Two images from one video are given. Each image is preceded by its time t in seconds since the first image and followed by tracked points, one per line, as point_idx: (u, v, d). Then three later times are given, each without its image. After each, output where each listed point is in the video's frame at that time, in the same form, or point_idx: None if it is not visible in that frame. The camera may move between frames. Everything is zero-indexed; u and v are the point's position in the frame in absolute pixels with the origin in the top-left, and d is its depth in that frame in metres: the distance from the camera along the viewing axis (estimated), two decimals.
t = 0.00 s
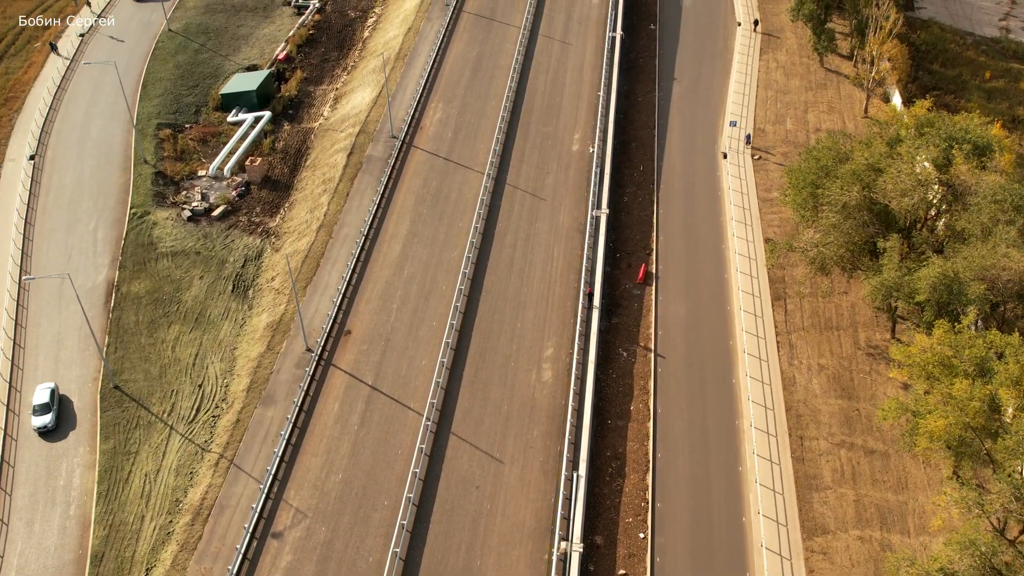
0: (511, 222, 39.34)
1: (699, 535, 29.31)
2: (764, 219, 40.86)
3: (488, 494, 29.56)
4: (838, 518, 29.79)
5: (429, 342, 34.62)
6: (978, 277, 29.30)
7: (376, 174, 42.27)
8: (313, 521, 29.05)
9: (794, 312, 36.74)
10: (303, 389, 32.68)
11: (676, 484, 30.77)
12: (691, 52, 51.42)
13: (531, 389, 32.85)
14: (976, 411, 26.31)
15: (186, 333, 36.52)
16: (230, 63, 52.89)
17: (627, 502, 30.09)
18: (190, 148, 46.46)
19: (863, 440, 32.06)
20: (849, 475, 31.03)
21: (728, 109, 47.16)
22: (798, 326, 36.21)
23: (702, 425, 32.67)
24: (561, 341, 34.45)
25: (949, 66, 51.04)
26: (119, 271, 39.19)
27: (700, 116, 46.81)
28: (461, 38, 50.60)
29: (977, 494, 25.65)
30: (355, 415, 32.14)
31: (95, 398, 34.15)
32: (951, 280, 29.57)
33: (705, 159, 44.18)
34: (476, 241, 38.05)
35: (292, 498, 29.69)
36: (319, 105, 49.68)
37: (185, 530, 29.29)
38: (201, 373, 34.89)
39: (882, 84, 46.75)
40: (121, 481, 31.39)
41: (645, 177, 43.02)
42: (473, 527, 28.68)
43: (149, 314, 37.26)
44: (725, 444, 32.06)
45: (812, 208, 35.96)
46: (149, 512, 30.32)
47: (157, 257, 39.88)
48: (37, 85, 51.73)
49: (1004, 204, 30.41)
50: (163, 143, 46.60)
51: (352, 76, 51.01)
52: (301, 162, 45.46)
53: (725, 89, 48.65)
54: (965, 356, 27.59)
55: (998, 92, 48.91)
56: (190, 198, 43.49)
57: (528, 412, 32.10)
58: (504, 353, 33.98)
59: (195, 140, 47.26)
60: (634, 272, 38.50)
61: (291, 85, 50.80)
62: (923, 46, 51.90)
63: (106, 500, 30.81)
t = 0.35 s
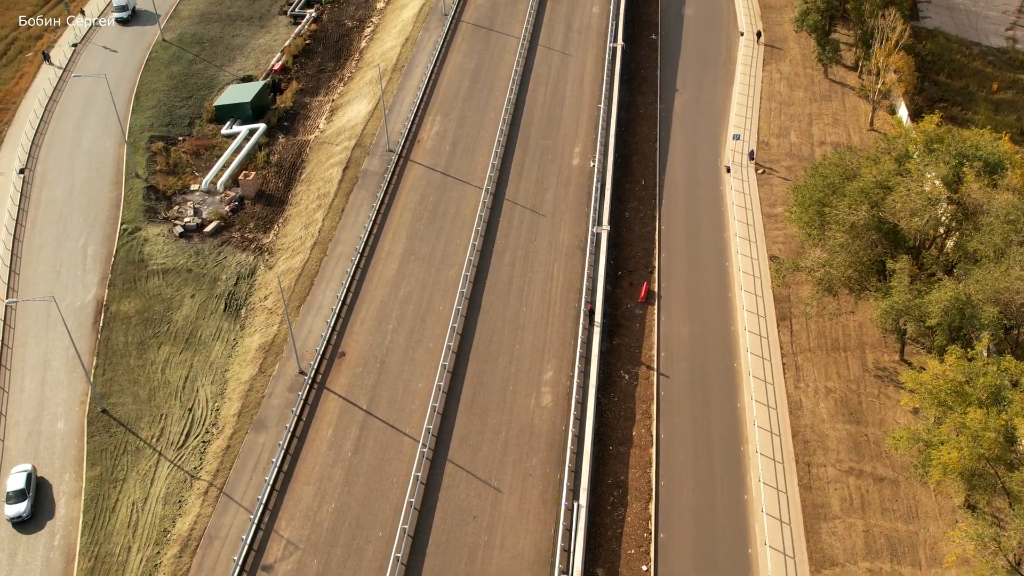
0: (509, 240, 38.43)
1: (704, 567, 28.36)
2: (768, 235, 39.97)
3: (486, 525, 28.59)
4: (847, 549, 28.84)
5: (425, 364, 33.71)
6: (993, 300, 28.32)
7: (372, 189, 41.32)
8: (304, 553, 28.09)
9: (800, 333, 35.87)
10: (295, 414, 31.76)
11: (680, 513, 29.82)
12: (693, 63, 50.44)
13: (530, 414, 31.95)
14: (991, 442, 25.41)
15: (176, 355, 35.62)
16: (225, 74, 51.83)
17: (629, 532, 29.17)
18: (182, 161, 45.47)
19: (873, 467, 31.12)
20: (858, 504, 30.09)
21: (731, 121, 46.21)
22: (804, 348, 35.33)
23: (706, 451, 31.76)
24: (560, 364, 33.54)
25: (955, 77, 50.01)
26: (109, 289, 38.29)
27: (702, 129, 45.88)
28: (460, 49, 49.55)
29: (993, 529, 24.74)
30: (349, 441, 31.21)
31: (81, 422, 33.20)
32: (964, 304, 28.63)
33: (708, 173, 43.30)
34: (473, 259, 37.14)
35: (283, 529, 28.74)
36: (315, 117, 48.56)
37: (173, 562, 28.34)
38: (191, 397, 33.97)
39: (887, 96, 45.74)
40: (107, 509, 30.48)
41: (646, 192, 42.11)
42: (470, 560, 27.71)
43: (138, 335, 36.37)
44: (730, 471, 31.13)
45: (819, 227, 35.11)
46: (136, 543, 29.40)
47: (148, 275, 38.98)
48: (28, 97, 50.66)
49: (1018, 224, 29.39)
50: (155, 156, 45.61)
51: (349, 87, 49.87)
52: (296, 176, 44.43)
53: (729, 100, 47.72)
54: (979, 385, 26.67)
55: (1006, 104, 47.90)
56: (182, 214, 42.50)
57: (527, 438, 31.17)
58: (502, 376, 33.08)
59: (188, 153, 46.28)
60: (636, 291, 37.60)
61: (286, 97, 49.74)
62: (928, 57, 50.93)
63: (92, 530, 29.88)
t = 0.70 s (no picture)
0: (508, 258, 37.49)
1: None
2: (773, 253, 39.08)
3: (483, 558, 27.64)
4: None
5: (421, 388, 32.78)
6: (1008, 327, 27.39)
7: (368, 205, 40.35)
8: None
9: (806, 355, 34.98)
10: (287, 441, 30.82)
11: (684, 544, 28.88)
12: (696, 74, 49.56)
13: (529, 440, 30.99)
14: (1008, 476, 24.54)
15: (166, 378, 34.73)
16: (219, 85, 50.74)
17: (631, 565, 28.23)
18: (175, 176, 44.52)
19: (882, 495, 30.20)
20: (867, 535, 29.15)
21: (734, 135, 45.30)
22: (810, 370, 34.44)
23: (711, 479, 30.83)
24: (560, 389, 32.60)
25: (961, 89, 49.06)
26: (97, 309, 37.38)
27: (705, 142, 44.98)
28: (458, 60, 48.55)
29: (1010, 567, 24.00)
30: (342, 469, 30.26)
31: (67, 448, 32.27)
32: (978, 330, 27.76)
33: (711, 188, 42.36)
34: (471, 278, 36.23)
35: (274, 562, 27.78)
36: (310, 129, 47.56)
37: None
38: (180, 422, 33.06)
39: (893, 110, 44.84)
40: (93, 541, 29.56)
41: (648, 207, 41.19)
42: None
43: (127, 357, 35.48)
44: (735, 500, 30.18)
45: (826, 246, 34.30)
46: None
47: (138, 294, 38.08)
48: (19, 109, 49.56)
49: None
50: (147, 170, 44.65)
51: (345, 100, 48.93)
52: (291, 191, 43.49)
53: (731, 113, 46.82)
54: (994, 416, 25.82)
55: (1013, 117, 46.94)
56: (174, 230, 41.62)
57: (526, 466, 30.22)
58: (500, 401, 32.15)
59: (181, 167, 45.31)
60: (638, 311, 36.67)
61: (282, 109, 48.68)
62: (934, 68, 49.97)
63: (77, 562, 28.96)
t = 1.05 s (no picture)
0: (506, 279, 36.56)
1: None
2: (777, 272, 38.20)
3: None
4: None
5: (416, 415, 31.82)
6: None
7: (364, 223, 39.40)
8: None
9: (812, 379, 34.05)
10: (278, 471, 29.86)
11: None
12: (698, 87, 48.73)
13: (528, 470, 30.03)
14: None
15: (155, 403, 33.84)
16: (214, 98, 49.78)
17: None
18: (167, 192, 43.62)
19: (892, 528, 29.24)
20: (877, 569, 28.19)
21: (737, 150, 44.44)
22: (817, 395, 33.52)
23: (715, 510, 29.89)
24: (560, 416, 31.64)
25: (969, 102, 48.10)
26: (86, 331, 36.48)
27: (708, 158, 44.10)
28: (456, 72, 47.57)
29: None
30: (335, 500, 29.28)
31: (52, 478, 31.33)
32: (993, 359, 26.79)
33: (714, 205, 41.49)
34: (468, 300, 35.34)
35: None
36: (305, 144, 46.64)
37: None
38: (169, 450, 32.14)
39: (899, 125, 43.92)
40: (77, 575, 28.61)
41: (650, 225, 40.28)
42: None
43: (116, 381, 34.59)
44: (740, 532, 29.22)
45: (833, 269, 33.44)
46: None
47: (128, 315, 37.20)
48: (9, 123, 48.52)
49: None
50: (139, 186, 43.71)
51: (341, 114, 48.05)
52: (285, 208, 42.57)
53: (734, 127, 45.96)
54: (1010, 451, 24.88)
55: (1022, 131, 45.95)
56: (165, 248, 40.74)
57: (525, 497, 29.25)
58: (498, 429, 31.21)
59: (173, 182, 44.40)
60: (640, 333, 35.75)
61: (276, 123, 47.78)
62: (940, 81, 49.02)
63: None
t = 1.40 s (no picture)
0: (505, 301, 35.64)
1: None
2: (782, 294, 37.29)
3: None
4: None
5: (412, 445, 30.84)
6: None
7: (359, 243, 38.51)
8: None
9: (819, 407, 33.10)
10: (269, 504, 28.87)
11: None
12: (700, 102, 47.91)
13: (527, 503, 29.05)
14: None
15: (143, 431, 32.92)
16: (208, 113, 48.93)
17: None
18: (159, 210, 42.73)
19: (903, 564, 28.27)
20: None
21: (740, 167, 43.57)
22: (825, 423, 32.57)
23: (720, 544, 28.90)
24: (560, 446, 30.66)
25: (976, 117, 47.22)
26: (73, 355, 35.56)
27: (711, 174, 43.23)
28: (454, 87, 46.68)
29: None
30: (327, 534, 28.28)
31: (36, 510, 30.34)
32: (1009, 391, 25.82)
33: (717, 224, 40.57)
34: (465, 324, 34.43)
35: None
36: (300, 160, 45.77)
37: None
38: (157, 480, 31.21)
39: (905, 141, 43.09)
40: None
41: (652, 245, 39.39)
42: None
43: (103, 408, 33.67)
44: (746, 568, 28.22)
45: (841, 293, 32.56)
46: None
47: (116, 338, 36.29)
48: None
49: None
50: (130, 204, 42.81)
51: (337, 129, 47.21)
52: (279, 226, 41.68)
53: (737, 144, 45.10)
54: None
55: None
56: (156, 268, 39.83)
57: (524, 531, 28.23)
58: (496, 460, 30.23)
59: (165, 200, 43.49)
60: (642, 358, 34.82)
61: (271, 138, 46.93)
62: (946, 96, 48.18)
63: None
